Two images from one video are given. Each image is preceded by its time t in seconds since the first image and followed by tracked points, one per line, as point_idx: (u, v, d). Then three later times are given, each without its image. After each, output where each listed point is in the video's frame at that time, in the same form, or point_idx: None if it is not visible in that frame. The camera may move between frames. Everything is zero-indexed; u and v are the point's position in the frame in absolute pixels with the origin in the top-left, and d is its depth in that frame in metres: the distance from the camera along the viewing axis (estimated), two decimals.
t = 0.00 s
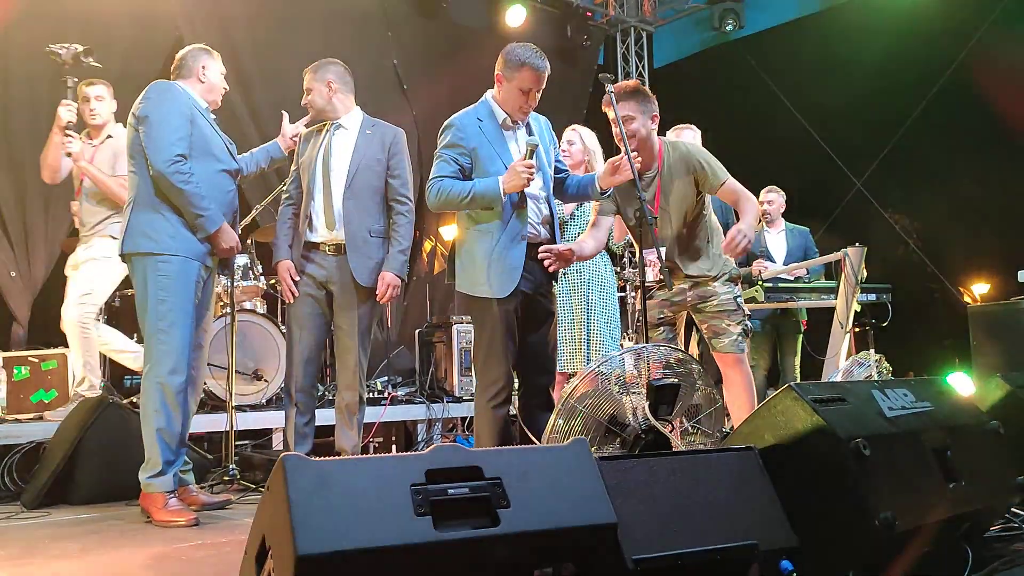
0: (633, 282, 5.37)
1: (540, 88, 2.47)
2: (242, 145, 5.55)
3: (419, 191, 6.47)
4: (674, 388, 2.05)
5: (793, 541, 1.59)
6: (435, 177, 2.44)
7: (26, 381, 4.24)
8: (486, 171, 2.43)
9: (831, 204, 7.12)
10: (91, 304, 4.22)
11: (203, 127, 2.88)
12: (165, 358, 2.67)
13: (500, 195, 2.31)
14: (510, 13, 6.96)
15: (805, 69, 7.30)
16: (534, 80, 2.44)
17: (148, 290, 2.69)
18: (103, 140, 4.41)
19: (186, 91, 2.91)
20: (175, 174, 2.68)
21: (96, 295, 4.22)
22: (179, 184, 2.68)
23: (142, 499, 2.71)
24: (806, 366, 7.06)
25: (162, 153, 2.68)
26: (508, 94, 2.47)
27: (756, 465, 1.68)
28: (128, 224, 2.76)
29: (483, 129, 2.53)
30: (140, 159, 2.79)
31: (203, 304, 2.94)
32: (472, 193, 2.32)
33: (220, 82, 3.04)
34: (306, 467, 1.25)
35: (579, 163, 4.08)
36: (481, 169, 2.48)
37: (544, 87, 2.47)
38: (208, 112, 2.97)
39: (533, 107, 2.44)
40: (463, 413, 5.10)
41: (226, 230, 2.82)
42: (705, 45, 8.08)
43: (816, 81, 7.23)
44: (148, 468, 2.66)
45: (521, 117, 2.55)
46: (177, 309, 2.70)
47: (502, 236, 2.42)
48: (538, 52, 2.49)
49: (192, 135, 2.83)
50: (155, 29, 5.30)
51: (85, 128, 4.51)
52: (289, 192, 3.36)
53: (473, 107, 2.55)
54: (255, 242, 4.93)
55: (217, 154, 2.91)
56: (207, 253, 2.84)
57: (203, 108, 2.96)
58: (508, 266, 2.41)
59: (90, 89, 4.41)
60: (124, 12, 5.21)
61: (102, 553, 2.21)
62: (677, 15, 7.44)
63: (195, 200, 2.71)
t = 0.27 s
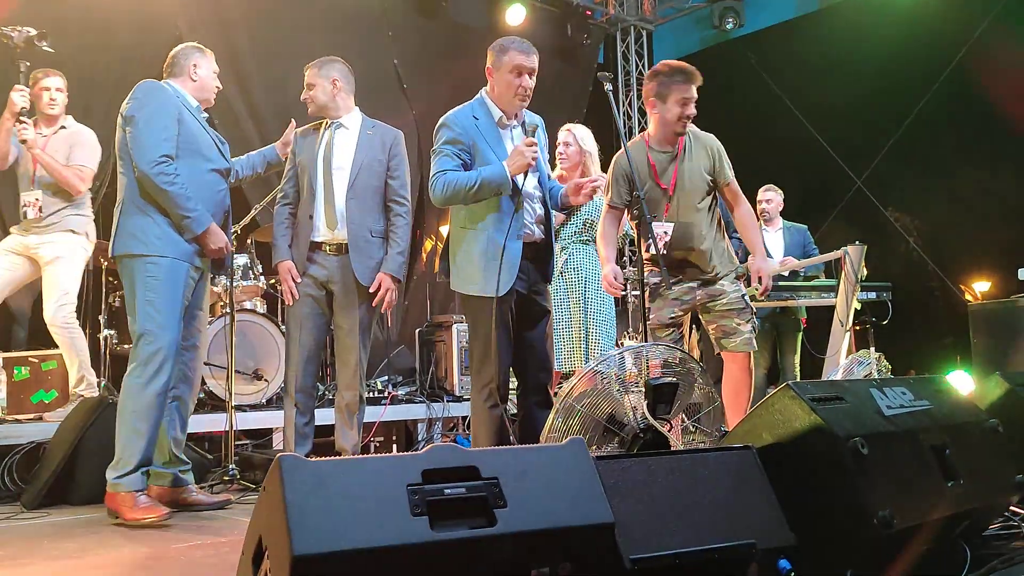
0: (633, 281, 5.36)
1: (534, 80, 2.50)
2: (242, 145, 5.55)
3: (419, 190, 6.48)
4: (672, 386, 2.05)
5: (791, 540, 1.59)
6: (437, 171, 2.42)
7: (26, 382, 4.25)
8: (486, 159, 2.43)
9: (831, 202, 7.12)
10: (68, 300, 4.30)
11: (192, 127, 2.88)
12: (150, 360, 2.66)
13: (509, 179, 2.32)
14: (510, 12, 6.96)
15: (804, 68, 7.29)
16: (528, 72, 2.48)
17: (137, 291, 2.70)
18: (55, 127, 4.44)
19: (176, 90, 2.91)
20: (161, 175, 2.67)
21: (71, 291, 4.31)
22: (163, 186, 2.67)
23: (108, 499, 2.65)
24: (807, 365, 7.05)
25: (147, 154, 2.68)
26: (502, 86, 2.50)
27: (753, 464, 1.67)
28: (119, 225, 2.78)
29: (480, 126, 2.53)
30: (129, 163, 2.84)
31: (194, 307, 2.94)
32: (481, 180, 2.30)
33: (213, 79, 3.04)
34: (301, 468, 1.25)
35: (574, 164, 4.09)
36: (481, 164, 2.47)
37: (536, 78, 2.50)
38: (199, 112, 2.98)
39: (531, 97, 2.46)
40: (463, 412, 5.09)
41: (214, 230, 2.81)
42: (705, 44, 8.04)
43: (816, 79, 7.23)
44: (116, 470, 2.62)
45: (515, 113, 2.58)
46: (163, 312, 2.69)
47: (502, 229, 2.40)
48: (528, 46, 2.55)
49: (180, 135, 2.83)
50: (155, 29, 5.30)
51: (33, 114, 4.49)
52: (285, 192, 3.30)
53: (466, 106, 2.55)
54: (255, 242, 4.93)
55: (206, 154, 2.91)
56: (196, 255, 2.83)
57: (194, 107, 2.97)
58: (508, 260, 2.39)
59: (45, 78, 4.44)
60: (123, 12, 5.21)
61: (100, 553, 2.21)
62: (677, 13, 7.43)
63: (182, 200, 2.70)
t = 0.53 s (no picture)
0: (634, 279, 5.35)
1: (524, 65, 2.54)
2: (242, 144, 5.54)
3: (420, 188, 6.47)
4: (673, 384, 2.05)
5: (792, 537, 1.58)
6: (445, 150, 2.35)
7: (27, 382, 4.23)
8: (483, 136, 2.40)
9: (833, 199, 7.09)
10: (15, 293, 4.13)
11: (177, 125, 2.88)
12: (132, 364, 2.67)
13: (521, 138, 2.31)
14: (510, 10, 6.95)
15: (805, 65, 7.27)
16: (520, 59, 2.52)
17: (121, 292, 2.70)
18: None
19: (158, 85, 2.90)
20: (148, 176, 2.68)
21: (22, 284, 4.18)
22: (151, 186, 2.68)
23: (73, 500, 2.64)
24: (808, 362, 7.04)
25: (133, 155, 2.68)
26: (495, 74, 2.53)
27: (753, 461, 1.67)
28: (105, 226, 2.78)
29: (477, 116, 2.50)
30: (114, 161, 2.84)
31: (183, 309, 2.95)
32: (499, 144, 2.26)
33: (196, 70, 3.04)
34: (298, 466, 1.25)
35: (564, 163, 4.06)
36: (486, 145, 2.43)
37: (526, 64, 2.54)
38: (182, 107, 2.97)
39: (527, 81, 2.49)
40: (465, 410, 5.09)
41: (204, 230, 2.82)
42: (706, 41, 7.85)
43: (818, 77, 7.21)
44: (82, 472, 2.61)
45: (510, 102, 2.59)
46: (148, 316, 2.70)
47: (505, 208, 2.40)
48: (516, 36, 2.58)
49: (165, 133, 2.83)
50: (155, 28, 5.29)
51: None
52: (280, 188, 3.25)
53: (463, 98, 2.53)
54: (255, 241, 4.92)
55: (192, 152, 2.91)
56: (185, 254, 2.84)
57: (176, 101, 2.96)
58: (514, 237, 2.39)
59: None
60: (123, 11, 5.20)
61: (100, 552, 2.21)
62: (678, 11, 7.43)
63: (170, 201, 2.71)
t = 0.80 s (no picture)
0: (637, 278, 5.34)
1: (526, 62, 2.53)
2: (245, 144, 5.54)
3: (423, 188, 6.48)
4: (675, 383, 2.04)
5: (794, 536, 1.58)
6: (456, 144, 2.35)
7: (30, 382, 4.16)
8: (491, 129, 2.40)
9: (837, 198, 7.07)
10: None
11: (158, 123, 2.83)
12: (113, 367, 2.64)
13: (532, 127, 2.31)
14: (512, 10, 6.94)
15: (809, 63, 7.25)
16: (522, 56, 2.51)
17: (99, 298, 2.67)
18: None
19: (141, 80, 2.86)
20: (121, 174, 2.63)
21: None
22: (125, 185, 2.64)
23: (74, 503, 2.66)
24: (812, 361, 7.02)
25: (107, 152, 2.64)
26: (498, 72, 2.52)
27: (755, 461, 1.66)
28: (82, 226, 2.74)
29: (481, 112, 2.49)
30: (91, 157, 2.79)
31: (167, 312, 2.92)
32: (512, 135, 2.25)
33: (183, 63, 2.99)
34: (299, 465, 1.25)
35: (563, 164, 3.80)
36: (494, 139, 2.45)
37: (528, 60, 2.54)
38: (165, 103, 2.93)
39: (529, 76, 2.49)
40: (467, 410, 5.09)
41: (181, 230, 2.73)
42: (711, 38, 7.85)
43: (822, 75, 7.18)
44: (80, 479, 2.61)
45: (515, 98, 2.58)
46: (126, 319, 2.66)
47: (513, 200, 2.41)
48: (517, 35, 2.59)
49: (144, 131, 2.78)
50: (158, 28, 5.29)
51: None
52: (273, 187, 3.19)
53: (469, 94, 2.52)
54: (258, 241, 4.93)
55: (172, 151, 2.87)
56: (162, 255, 2.79)
57: (160, 95, 2.92)
58: (521, 228, 2.40)
59: None
60: (126, 11, 5.20)
61: (103, 552, 2.21)
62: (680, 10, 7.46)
63: (144, 201, 2.65)
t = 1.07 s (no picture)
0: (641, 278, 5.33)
1: (540, 63, 2.53)
2: (249, 145, 5.55)
3: (427, 189, 6.49)
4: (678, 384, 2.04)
5: (798, 536, 1.57)
6: (473, 144, 2.36)
7: (35, 383, 4.17)
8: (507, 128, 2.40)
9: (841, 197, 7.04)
10: None
11: (141, 117, 2.74)
12: (104, 369, 2.60)
13: (547, 126, 2.30)
14: (516, 10, 6.95)
15: (813, 62, 7.23)
16: (536, 57, 2.51)
17: (87, 299, 2.63)
18: None
19: (127, 74, 2.78)
20: (96, 170, 2.54)
21: None
22: (98, 182, 2.54)
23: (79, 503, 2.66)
24: (816, 361, 7.02)
25: (82, 148, 2.55)
26: (511, 73, 2.53)
27: (760, 461, 1.65)
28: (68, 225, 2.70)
29: (496, 112, 2.49)
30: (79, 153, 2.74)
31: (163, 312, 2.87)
32: (526, 134, 2.24)
33: (174, 57, 2.90)
34: (302, 464, 1.24)
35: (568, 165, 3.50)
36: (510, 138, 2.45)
37: (542, 62, 2.53)
38: (152, 97, 2.84)
39: (542, 76, 2.48)
40: (471, 410, 5.09)
41: (162, 228, 2.63)
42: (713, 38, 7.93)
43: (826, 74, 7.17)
44: (87, 480, 2.60)
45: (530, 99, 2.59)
46: (112, 319, 2.61)
47: (531, 199, 2.40)
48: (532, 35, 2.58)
49: (125, 126, 2.70)
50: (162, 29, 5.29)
51: None
52: (268, 186, 3.12)
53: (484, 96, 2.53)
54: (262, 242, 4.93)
55: (156, 147, 2.78)
56: (143, 254, 2.70)
57: (147, 89, 2.83)
58: (541, 228, 2.38)
59: None
60: (130, 12, 5.20)
61: (109, 554, 2.21)
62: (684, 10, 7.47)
63: (120, 198, 2.56)
